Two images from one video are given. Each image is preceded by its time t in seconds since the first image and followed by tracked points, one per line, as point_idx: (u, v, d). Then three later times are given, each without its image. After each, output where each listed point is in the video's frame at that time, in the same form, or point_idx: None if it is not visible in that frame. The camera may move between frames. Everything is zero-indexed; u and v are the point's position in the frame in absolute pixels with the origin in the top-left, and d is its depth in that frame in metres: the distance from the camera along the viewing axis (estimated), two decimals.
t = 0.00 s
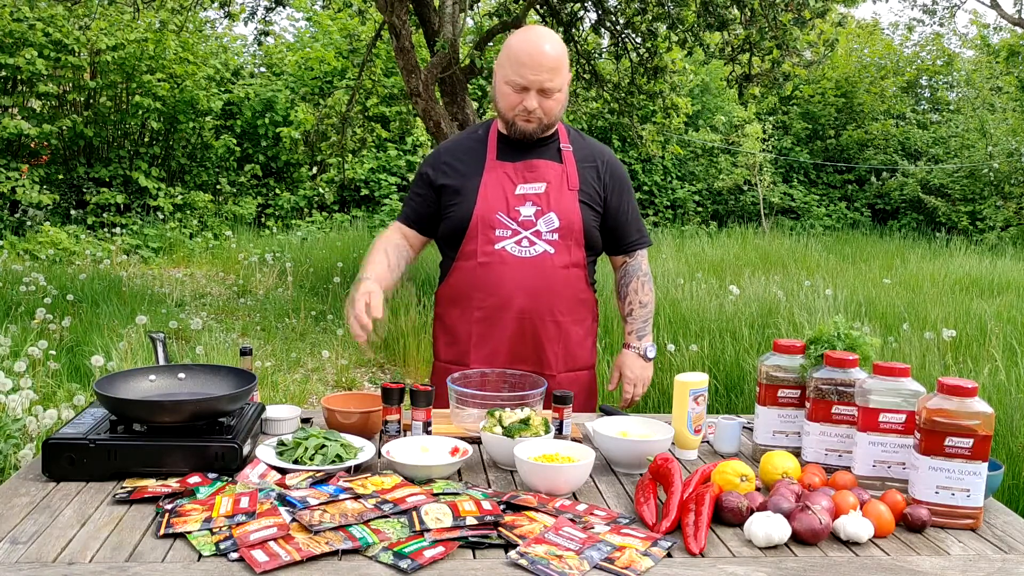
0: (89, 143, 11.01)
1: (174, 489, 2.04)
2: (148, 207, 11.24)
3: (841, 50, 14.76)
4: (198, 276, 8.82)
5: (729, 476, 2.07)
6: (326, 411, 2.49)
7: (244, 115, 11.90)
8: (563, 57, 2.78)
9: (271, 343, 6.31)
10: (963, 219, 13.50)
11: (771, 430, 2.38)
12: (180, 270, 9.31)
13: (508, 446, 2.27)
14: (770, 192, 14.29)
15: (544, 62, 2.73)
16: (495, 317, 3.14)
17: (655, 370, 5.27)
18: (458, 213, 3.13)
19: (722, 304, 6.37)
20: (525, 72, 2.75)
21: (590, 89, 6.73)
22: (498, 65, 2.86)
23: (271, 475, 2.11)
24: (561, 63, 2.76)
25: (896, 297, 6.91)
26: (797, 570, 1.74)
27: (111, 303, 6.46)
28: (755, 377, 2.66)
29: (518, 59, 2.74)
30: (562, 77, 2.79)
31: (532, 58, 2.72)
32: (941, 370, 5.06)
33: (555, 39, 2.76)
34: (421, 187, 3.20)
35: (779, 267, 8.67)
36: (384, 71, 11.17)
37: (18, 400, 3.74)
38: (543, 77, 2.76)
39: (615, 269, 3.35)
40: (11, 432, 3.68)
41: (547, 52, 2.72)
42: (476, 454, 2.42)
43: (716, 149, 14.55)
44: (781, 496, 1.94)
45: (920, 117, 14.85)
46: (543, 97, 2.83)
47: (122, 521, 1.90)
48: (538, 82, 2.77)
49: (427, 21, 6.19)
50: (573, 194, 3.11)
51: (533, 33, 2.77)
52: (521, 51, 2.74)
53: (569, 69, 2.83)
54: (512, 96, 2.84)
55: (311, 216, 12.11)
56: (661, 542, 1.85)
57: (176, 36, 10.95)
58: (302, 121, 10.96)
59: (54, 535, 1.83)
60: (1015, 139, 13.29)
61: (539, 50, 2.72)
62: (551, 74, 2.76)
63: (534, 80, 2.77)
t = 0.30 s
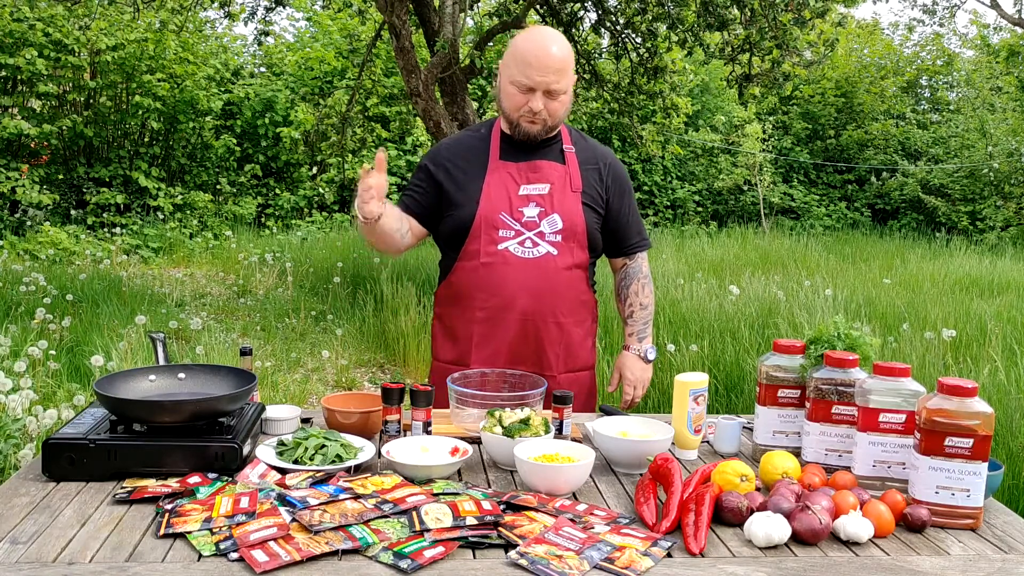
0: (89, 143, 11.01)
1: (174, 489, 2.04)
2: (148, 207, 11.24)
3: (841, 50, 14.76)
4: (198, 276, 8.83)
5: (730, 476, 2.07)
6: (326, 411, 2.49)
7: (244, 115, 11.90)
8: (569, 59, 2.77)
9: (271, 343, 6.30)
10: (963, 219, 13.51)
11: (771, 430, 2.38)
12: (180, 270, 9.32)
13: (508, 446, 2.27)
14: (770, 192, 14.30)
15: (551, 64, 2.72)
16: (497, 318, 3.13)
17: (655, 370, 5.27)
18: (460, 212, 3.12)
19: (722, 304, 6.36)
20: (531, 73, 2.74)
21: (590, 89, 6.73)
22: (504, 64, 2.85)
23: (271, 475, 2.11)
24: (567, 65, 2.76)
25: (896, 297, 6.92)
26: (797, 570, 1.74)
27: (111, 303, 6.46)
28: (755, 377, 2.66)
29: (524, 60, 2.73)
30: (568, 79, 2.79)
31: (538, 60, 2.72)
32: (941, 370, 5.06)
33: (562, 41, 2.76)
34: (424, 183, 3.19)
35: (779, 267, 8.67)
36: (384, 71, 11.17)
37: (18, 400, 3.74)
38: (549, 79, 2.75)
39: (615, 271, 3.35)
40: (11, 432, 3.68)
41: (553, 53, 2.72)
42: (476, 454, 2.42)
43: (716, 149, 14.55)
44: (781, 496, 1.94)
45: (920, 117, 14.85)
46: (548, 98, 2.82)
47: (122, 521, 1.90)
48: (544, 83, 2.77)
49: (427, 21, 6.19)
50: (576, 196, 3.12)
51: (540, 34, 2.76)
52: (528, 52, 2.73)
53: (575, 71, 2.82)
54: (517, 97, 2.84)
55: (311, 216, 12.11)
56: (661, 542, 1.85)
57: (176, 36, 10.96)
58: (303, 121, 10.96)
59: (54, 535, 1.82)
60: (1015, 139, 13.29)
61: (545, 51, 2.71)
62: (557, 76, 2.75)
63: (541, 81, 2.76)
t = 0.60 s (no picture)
0: (89, 143, 11.01)
1: (174, 489, 2.04)
2: (148, 207, 11.24)
3: (841, 50, 14.77)
4: (198, 276, 8.83)
5: (729, 476, 2.07)
6: (326, 411, 2.49)
7: (244, 115, 11.90)
8: (573, 61, 2.78)
9: (271, 343, 6.30)
10: (963, 219, 13.52)
11: (771, 430, 2.38)
12: (180, 270, 9.32)
13: (508, 446, 2.27)
14: (770, 192, 14.31)
15: (556, 64, 2.72)
16: (506, 318, 3.12)
17: (655, 370, 5.28)
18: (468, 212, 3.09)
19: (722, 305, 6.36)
20: (537, 73, 2.74)
21: (590, 89, 6.72)
22: (508, 65, 2.85)
23: (271, 475, 2.11)
24: (572, 65, 2.76)
25: (896, 297, 6.92)
26: (798, 570, 1.74)
27: (111, 303, 6.46)
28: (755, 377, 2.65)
29: (529, 60, 2.73)
30: (573, 80, 2.79)
31: (544, 60, 2.72)
32: (941, 370, 5.06)
33: (566, 41, 2.76)
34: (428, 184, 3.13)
35: (779, 267, 8.67)
36: (384, 71, 11.17)
37: (19, 400, 3.74)
38: (554, 79, 2.75)
39: (614, 270, 3.37)
40: (11, 432, 3.68)
41: (558, 54, 2.72)
42: (476, 454, 2.42)
43: (716, 149, 14.55)
44: (782, 496, 1.94)
45: (920, 117, 14.85)
46: (553, 98, 2.83)
47: (122, 521, 1.90)
48: (550, 83, 2.76)
49: (427, 21, 6.17)
50: (583, 196, 3.12)
51: (545, 34, 2.76)
52: (533, 52, 2.73)
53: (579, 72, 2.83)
54: (522, 97, 2.84)
55: (311, 216, 12.11)
56: (661, 542, 1.85)
57: (176, 36, 10.97)
58: (302, 121, 10.96)
59: (54, 536, 1.82)
60: (1015, 139, 13.29)
61: (550, 52, 2.71)
62: (562, 76, 2.75)
63: (546, 81, 2.76)
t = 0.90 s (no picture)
0: (89, 142, 11.01)
1: (174, 488, 2.04)
2: (148, 207, 11.24)
3: (841, 50, 14.77)
4: (198, 276, 8.84)
5: (729, 476, 2.07)
6: (326, 411, 2.49)
7: (244, 115, 11.90)
8: (575, 60, 2.79)
9: (271, 343, 6.30)
10: (963, 219, 13.53)
11: (771, 430, 2.38)
12: (180, 270, 9.32)
13: (508, 446, 2.27)
14: (770, 192, 14.31)
15: (559, 64, 2.73)
16: (523, 320, 3.12)
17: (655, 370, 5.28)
18: (479, 214, 3.06)
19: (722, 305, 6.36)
20: (542, 73, 2.74)
21: (590, 89, 6.72)
22: (511, 66, 2.84)
23: (271, 475, 2.11)
24: (575, 65, 2.77)
25: (896, 297, 6.92)
26: (798, 569, 1.74)
27: (111, 303, 6.46)
28: (755, 377, 2.65)
29: (533, 60, 2.73)
30: (575, 79, 2.80)
31: (548, 60, 2.73)
32: (941, 370, 5.06)
33: (567, 41, 2.77)
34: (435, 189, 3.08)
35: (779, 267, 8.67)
36: (383, 71, 11.17)
37: (18, 400, 3.74)
38: (559, 79, 2.76)
39: (613, 267, 3.37)
40: (11, 432, 3.67)
41: (560, 53, 2.73)
42: (476, 454, 2.42)
43: (716, 149, 14.55)
44: (782, 496, 1.94)
45: (920, 117, 14.85)
46: (557, 98, 2.83)
47: (121, 521, 1.91)
48: (555, 83, 2.77)
49: (427, 21, 6.17)
50: (589, 192, 3.13)
51: (546, 34, 2.77)
52: (537, 52, 2.74)
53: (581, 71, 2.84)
54: (526, 97, 2.84)
55: (311, 216, 12.11)
56: (660, 541, 1.85)
57: (176, 36, 10.98)
58: (302, 121, 10.96)
59: (54, 535, 1.82)
60: (1015, 139, 13.28)
61: (553, 51, 2.72)
62: (566, 76, 2.76)
63: (552, 81, 2.76)
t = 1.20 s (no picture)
0: (89, 143, 11.01)
1: (174, 489, 2.04)
2: (148, 207, 11.24)
3: (841, 50, 14.78)
4: (198, 276, 8.84)
5: (729, 476, 2.07)
6: (326, 411, 2.49)
7: (244, 115, 11.90)
8: (562, 57, 2.78)
9: (271, 343, 6.31)
10: (963, 219, 13.54)
11: (771, 430, 2.38)
12: (180, 270, 9.32)
13: (508, 446, 2.27)
14: (770, 192, 14.31)
15: (546, 61, 2.73)
16: (520, 319, 3.13)
17: (656, 370, 5.28)
18: (474, 214, 3.06)
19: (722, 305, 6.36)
20: (529, 70, 2.73)
21: (590, 89, 6.72)
22: (499, 66, 2.84)
23: (271, 475, 2.11)
24: (562, 62, 2.77)
25: (896, 297, 6.92)
26: (798, 570, 1.74)
27: (111, 303, 6.46)
28: (755, 376, 2.65)
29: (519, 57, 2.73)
30: (564, 76, 2.79)
31: (534, 57, 2.72)
32: (941, 370, 5.06)
33: (554, 39, 2.77)
34: (429, 191, 3.08)
35: (779, 267, 8.67)
36: (383, 71, 11.16)
37: (18, 400, 3.74)
38: (546, 76, 2.75)
39: (612, 267, 3.37)
40: (11, 432, 3.67)
41: (547, 51, 2.72)
42: (476, 454, 2.42)
43: (716, 149, 14.55)
44: (781, 496, 1.94)
45: (920, 117, 14.85)
46: (546, 94, 2.81)
47: (122, 521, 1.91)
48: (542, 80, 2.76)
49: (427, 21, 6.17)
50: (586, 191, 3.13)
51: (533, 33, 2.77)
52: (524, 49, 2.73)
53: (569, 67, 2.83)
54: (513, 95, 2.82)
55: (311, 216, 12.11)
56: (661, 542, 1.85)
57: (175, 36, 10.98)
58: (302, 121, 10.97)
59: (54, 535, 1.82)
60: (1015, 139, 13.29)
61: (539, 48, 2.71)
62: (554, 72, 2.75)
63: (539, 77, 2.75)
